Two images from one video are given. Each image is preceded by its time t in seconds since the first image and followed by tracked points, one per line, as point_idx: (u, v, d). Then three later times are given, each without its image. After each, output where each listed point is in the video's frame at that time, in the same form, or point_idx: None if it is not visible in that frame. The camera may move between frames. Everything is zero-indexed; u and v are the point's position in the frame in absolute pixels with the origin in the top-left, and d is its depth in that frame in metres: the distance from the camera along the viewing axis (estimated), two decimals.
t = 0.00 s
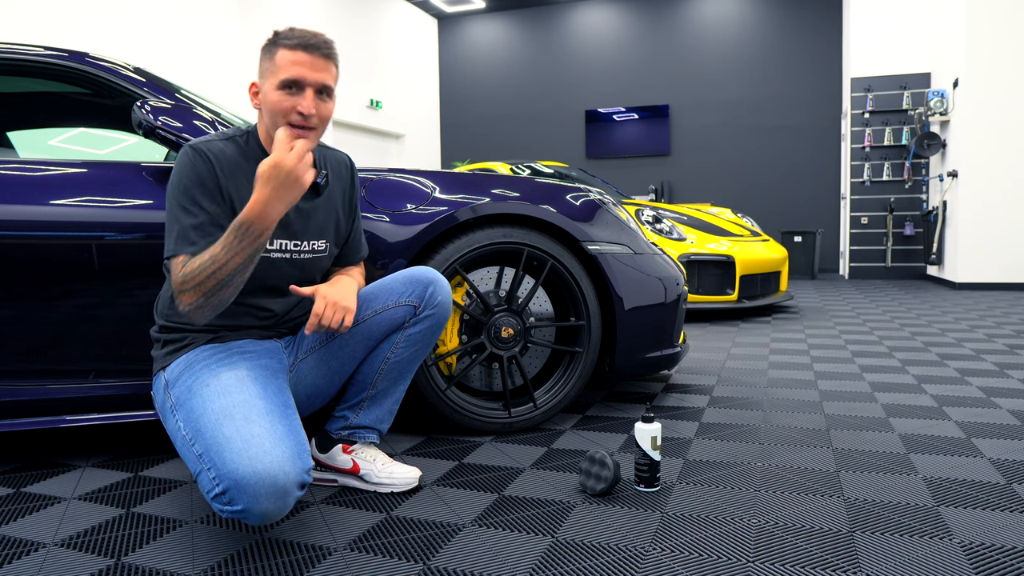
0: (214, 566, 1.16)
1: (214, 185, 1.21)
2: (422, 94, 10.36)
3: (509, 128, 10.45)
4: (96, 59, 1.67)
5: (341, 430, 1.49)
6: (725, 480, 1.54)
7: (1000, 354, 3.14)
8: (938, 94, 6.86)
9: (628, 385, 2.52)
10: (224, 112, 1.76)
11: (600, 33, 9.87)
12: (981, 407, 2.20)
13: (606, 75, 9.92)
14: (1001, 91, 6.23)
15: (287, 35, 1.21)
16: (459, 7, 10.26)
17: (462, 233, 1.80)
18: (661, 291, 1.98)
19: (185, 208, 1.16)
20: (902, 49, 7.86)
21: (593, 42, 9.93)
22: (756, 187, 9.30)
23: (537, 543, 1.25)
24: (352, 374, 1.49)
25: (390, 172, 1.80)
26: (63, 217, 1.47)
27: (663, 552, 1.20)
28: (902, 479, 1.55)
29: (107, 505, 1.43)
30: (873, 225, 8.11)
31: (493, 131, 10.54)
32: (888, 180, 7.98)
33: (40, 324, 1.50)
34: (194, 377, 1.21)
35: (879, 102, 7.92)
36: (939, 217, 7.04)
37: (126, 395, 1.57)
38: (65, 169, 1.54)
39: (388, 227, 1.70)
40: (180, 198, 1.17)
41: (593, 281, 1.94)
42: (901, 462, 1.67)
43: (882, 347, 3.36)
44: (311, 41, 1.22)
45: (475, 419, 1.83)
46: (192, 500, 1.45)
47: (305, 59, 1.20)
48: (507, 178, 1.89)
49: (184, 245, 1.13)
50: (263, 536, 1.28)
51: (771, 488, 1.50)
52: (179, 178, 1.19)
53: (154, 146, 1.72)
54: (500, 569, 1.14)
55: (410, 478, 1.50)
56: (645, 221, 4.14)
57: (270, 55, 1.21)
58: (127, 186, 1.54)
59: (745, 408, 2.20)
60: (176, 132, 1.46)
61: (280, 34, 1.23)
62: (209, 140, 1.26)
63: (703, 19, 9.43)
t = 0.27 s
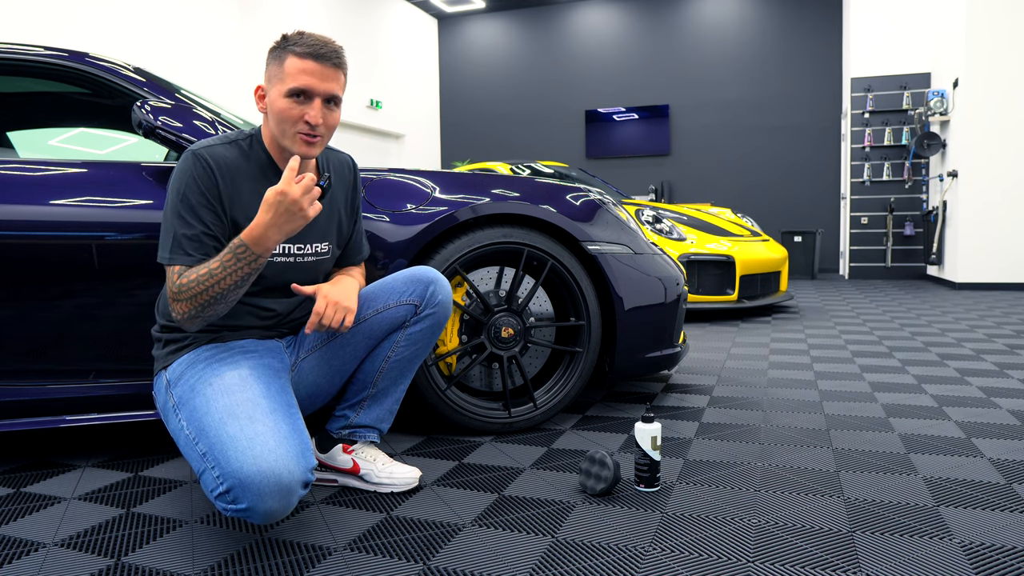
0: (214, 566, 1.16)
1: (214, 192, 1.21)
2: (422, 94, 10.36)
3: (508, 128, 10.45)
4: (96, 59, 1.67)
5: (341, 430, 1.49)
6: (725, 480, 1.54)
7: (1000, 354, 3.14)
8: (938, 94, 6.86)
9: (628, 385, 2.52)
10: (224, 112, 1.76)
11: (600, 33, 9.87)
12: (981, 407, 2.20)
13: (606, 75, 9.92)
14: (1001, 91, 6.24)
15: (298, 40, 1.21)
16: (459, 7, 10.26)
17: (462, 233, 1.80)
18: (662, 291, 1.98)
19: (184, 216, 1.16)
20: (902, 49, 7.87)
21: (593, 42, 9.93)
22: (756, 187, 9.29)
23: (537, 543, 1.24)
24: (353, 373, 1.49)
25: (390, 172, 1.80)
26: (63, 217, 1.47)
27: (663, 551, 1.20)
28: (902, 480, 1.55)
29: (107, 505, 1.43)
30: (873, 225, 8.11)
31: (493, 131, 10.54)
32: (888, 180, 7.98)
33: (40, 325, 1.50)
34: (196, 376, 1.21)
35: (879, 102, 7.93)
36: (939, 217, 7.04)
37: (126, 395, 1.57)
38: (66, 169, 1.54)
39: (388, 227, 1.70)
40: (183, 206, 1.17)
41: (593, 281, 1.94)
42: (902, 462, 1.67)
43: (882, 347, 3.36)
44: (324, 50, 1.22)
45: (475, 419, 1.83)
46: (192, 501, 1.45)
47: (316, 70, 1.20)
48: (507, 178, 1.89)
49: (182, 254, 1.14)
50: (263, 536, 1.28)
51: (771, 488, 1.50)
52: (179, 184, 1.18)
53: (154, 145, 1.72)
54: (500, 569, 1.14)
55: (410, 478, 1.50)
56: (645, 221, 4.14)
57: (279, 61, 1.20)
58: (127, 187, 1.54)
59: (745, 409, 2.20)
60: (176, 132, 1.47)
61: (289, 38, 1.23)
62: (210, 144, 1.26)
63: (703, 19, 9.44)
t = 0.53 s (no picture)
0: (214, 566, 1.16)
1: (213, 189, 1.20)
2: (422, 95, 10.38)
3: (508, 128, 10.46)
4: (95, 59, 1.69)
5: (341, 429, 1.50)
6: (725, 481, 1.54)
7: (1000, 354, 3.14)
8: (938, 94, 6.85)
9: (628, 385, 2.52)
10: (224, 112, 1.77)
11: (600, 33, 9.88)
12: (981, 406, 2.20)
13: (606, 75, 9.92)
14: (1001, 92, 6.24)
15: (312, 36, 0.91)
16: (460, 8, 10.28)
17: (462, 233, 1.80)
18: (661, 292, 1.98)
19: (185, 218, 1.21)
20: (902, 49, 7.86)
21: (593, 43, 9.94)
22: (756, 187, 9.29)
23: (537, 543, 1.24)
24: (353, 373, 1.50)
25: (390, 172, 1.79)
26: (63, 217, 1.47)
27: (663, 552, 1.20)
28: (902, 480, 1.55)
29: (106, 505, 1.43)
30: (873, 225, 8.10)
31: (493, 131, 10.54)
32: (888, 180, 8.00)
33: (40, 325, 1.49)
34: (197, 376, 1.21)
35: (879, 102, 7.94)
36: (939, 217, 7.04)
37: (127, 395, 1.57)
38: (65, 169, 1.54)
39: (388, 227, 1.69)
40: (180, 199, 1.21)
41: (593, 281, 1.94)
42: (902, 462, 1.67)
43: (882, 347, 3.36)
44: (344, 50, 0.93)
45: (475, 419, 1.83)
46: (191, 500, 1.45)
47: (335, 74, 0.94)
48: (507, 178, 1.89)
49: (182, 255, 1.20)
50: (263, 536, 1.28)
51: (771, 488, 1.50)
52: (179, 182, 1.21)
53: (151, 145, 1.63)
54: (500, 569, 1.14)
55: (410, 477, 1.50)
56: (645, 221, 4.14)
57: (291, 66, 0.93)
58: (128, 187, 1.54)
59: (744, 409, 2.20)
60: (176, 132, 1.46)
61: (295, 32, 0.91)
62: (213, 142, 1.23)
63: (703, 19, 9.44)
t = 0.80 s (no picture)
0: (213, 566, 1.16)
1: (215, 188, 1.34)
2: (422, 95, 10.39)
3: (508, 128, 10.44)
4: (95, 58, 1.67)
5: (341, 429, 1.50)
6: (725, 481, 1.54)
7: (1000, 353, 3.14)
8: (938, 94, 6.85)
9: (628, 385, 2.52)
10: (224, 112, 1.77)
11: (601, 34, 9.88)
12: (982, 406, 2.20)
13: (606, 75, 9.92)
14: (1001, 92, 6.24)
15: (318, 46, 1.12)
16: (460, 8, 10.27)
17: (462, 233, 1.81)
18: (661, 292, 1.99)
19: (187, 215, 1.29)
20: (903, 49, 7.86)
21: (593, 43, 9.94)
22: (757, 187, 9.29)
23: (537, 543, 1.24)
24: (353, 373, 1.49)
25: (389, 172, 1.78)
26: (63, 217, 1.47)
27: (663, 552, 1.20)
28: (903, 480, 1.55)
29: (106, 505, 1.43)
30: (873, 225, 8.08)
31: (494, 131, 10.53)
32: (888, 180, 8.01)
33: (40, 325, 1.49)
34: (203, 378, 1.22)
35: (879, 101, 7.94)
36: (939, 217, 7.05)
37: (128, 395, 1.57)
38: (65, 169, 1.54)
39: (388, 228, 1.69)
40: (184, 202, 1.32)
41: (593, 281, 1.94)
42: (902, 463, 1.67)
43: (882, 347, 3.36)
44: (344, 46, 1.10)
45: (475, 420, 1.83)
46: (191, 500, 1.45)
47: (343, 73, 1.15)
48: (507, 177, 1.89)
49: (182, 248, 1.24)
50: (263, 535, 1.27)
51: (771, 488, 1.50)
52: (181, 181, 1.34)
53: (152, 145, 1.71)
54: (500, 569, 1.14)
55: (410, 477, 1.51)
56: (645, 221, 4.14)
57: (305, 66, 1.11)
58: (128, 187, 1.54)
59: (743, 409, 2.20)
60: (175, 133, 1.27)
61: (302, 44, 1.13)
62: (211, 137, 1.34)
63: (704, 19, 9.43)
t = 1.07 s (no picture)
0: (213, 566, 1.16)
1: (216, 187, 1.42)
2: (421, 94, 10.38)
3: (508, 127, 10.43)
4: (95, 59, 1.67)
5: (341, 429, 1.49)
6: (724, 480, 1.54)
7: (1000, 353, 3.14)
8: (938, 94, 6.83)
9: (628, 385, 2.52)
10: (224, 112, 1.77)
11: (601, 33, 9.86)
12: (982, 407, 2.20)
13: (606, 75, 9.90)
14: (1001, 92, 6.23)
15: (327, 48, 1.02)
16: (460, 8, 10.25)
17: (462, 233, 1.80)
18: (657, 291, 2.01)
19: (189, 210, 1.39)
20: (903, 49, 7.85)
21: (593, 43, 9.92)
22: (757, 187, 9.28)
23: (537, 543, 1.24)
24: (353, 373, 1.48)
25: (389, 172, 1.78)
26: (63, 217, 1.47)
27: (663, 552, 1.20)
28: (903, 480, 1.55)
29: (106, 505, 1.43)
30: (873, 225, 8.01)
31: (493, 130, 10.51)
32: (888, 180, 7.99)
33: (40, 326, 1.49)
34: (207, 382, 1.26)
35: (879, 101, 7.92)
36: (939, 217, 7.04)
37: (128, 395, 1.57)
38: (65, 169, 1.54)
39: (388, 228, 1.68)
40: (189, 200, 1.43)
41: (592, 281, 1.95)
42: (902, 463, 1.67)
43: (882, 347, 3.36)
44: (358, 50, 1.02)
45: (475, 420, 1.83)
46: (192, 499, 1.45)
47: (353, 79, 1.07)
48: (507, 177, 1.89)
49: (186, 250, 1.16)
50: (263, 535, 1.27)
51: (771, 488, 1.50)
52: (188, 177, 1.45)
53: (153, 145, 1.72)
54: (500, 569, 1.14)
55: (409, 477, 1.54)
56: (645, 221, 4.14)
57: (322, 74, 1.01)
58: (128, 187, 1.55)
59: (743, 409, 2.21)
60: (174, 133, 1.28)
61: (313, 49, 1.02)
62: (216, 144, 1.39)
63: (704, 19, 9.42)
